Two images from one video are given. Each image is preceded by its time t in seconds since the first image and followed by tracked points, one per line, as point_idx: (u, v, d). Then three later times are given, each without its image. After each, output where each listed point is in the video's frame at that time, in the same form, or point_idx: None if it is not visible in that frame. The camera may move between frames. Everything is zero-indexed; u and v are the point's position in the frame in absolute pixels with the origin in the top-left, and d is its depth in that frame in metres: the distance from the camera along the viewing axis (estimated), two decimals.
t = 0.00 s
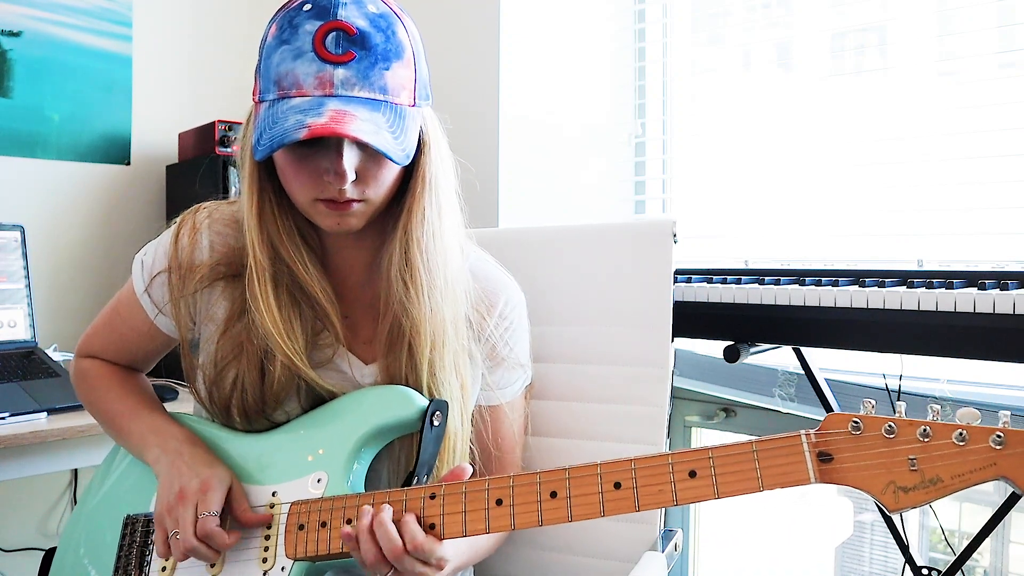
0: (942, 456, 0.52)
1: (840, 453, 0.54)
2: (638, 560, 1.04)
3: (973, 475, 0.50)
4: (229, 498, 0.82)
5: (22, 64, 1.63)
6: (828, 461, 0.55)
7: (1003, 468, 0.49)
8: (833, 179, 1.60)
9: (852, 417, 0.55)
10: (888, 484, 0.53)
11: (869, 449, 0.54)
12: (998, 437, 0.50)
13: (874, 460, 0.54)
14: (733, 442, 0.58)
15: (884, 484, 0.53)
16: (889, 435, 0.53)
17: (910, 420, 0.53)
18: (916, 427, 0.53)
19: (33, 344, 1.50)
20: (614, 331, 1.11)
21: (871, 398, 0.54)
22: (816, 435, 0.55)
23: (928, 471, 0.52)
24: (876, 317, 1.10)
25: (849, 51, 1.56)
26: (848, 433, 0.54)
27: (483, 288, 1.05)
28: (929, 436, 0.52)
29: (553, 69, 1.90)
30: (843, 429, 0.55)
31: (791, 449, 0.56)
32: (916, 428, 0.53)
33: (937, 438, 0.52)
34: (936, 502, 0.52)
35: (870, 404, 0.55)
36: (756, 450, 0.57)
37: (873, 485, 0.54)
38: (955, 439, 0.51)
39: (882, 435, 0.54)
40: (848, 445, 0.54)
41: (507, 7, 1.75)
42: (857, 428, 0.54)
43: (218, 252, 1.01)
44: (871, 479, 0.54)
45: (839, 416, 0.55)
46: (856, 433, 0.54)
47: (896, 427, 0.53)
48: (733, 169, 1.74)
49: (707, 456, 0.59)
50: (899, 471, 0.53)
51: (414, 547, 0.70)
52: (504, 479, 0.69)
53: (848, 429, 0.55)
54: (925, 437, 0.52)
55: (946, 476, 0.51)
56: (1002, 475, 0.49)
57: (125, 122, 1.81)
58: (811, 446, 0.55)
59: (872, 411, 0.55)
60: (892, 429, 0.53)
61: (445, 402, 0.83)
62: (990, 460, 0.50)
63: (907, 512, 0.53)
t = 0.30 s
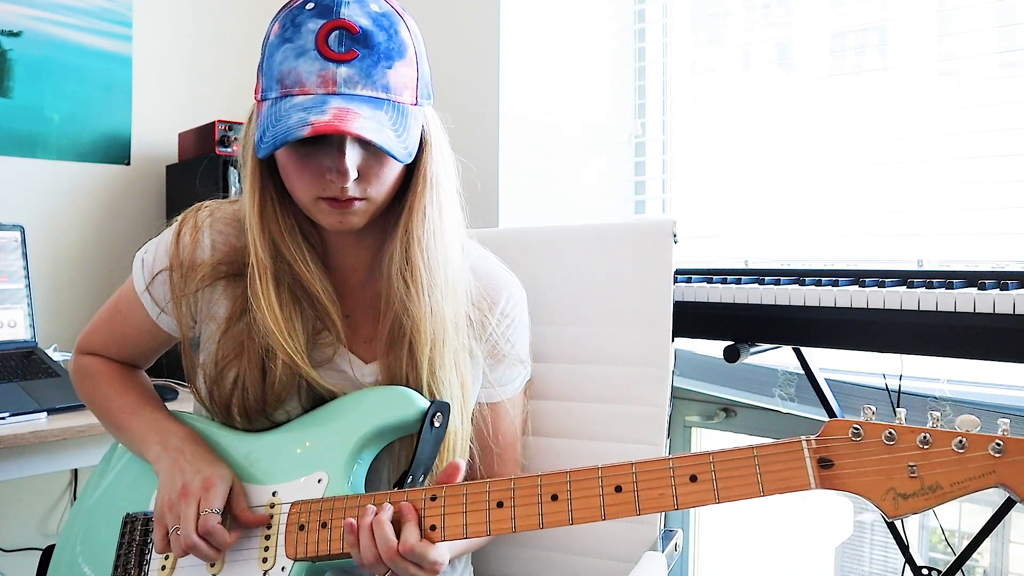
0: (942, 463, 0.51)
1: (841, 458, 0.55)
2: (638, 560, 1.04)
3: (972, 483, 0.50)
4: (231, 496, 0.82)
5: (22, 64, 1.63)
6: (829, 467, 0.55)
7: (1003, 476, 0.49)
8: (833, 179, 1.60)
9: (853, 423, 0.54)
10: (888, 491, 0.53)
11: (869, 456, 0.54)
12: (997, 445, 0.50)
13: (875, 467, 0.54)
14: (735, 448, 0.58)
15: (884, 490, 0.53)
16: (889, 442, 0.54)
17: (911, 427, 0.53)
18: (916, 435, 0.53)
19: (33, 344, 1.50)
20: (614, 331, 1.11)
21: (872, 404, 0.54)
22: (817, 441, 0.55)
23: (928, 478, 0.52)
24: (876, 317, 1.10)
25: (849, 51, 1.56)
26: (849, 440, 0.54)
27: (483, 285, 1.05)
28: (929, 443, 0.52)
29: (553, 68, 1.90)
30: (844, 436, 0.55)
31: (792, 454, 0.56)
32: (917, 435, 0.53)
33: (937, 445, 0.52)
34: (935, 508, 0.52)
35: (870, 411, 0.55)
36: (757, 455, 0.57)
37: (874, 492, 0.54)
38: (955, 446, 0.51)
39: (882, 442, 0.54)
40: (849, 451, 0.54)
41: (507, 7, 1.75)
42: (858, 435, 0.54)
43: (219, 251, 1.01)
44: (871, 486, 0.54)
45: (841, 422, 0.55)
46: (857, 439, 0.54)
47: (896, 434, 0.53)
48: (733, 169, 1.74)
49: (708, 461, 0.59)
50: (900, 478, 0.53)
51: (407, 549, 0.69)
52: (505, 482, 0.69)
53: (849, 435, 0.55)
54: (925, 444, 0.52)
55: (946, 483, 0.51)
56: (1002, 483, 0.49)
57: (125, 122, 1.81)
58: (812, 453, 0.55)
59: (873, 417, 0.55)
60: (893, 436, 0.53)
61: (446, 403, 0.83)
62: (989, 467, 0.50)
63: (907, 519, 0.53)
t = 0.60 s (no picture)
0: (950, 469, 0.50)
1: (844, 461, 0.54)
2: (637, 560, 1.04)
3: (980, 490, 0.49)
4: (229, 493, 0.82)
5: (22, 64, 1.63)
6: (829, 472, 0.54)
7: (1015, 483, 0.48)
8: (833, 179, 1.59)
9: (856, 426, 0.54)
10: (893, 498, 0.52)
11: (875, 460, 0.53)
12: (1010, 450, 0.48)
13: (881, 472, 0.53)
14: (729, 451, 0.58)
15: (888, 497, 0.53)
16: (894, 445, 0.53)
17: (918, 431, 0.52)
18: (923, 439, 0.52)
19: (33, 344, 1.50)
20: (613, 332, 1.11)
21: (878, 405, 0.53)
22: (817, 443, 0.55)
23: (935, 484, 0.51)
24: (876, 317, 1.10)
25: (849, 51, 1.56)
26: (853, 443, 0.54)
27: (483, 286, 1.05)
28: (936, 447, 0.51)
29: (553, 69, 1.90)
30: (848, 439, 0.54)
31: (792, 459, 0.55)
32: (923, 439, 0.52)
33: (946, 450, 0.51)
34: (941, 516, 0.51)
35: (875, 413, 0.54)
36: (754, 458, 0.56)
37: (876, 497, 0.53)
38: (964, 451, 0.50)
39: (887, 445, 0.53)
40: (853, 455, 0.54)
41: (507, 7, 1.75)
42: (861, 438, 0.53)
43: (221, 249, 1.01)
44: (876, 492, 0.53)
45: (843, 424, 0.54)
46: (860, 443, 0.54)
47: (902, 437, 0.53)
48: (733, 169, 1.73)
49: (701, 465, 0.59)
50: (904, 484, 0.52)
51: (396, 552, 0.69)
52: (496, 485, 0.69)
53: (852, 438, 0.54)
54: (933, 448, 0.51)
55: (954, 490, 0.50)
56: (1015, 490, 0.48)
57: (125, 122, 1.81)
58: (811, 455, 0.55)
59: (878, 420, 0.55)
60: (898, 440, 0.53)
61: (441, 402, 0.82)
62: (1002, 474, 0.49)
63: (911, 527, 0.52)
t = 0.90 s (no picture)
0: (946, 489, 0.50)
1: (842, 480, 0.53)
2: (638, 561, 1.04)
3: (975, 511, 0.49)
4: (226, 493, 0.82)
5: (22, 64, 1.63)
6: (826, 489, 0.54)
7: (1012, 505, 0.48)
8: (832, 179, 1.59)
9: (854, 443, 0.53)
10: (889, 516, 0.52)
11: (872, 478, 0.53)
12: (1008, 472, 0.48)
13: (876, 491, 0.53)
14: (726, 467, 0.58)
15: (884, 515, 0.52)
16: (891, 464, 0.52)
17: (915, 449, 0.52)
18: (921, 457, 0.51)
19: (33, 344, 1.50)
20: (614, 333, 1.11)
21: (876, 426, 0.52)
22: (815, 460, 0.54)
23: (932, 504, 0.51)
24: (876, 317, 1.10)
25: (849, 51, 1.56)
26: (850, 461, 0.53)
27: (490, 296, 1.05)
28: (934, 467, 0.51)
29: (553, 69, 1.90)
30: (845, 456, 0.54)
31: (790, 475, 0.55)
32: (921, 459, 0.51)
33: (943, 469, 0.50)
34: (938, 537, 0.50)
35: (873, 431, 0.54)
36: (753, 474, 0.56)
37: (873, 516, 0.53)
38: (962, 471, 0.50)
39: (886, 464, 0.53)
40: (848, 472, 0.53)
41: (507, 7, 1.75)
42: (859, 455, 0.53)
43: (220, 253, 1.01)
44: (872, 510, 0.53)
45: (842, 442, 0.54)
46: (858, 460, 0.53)
47: (899, 456, 0.52)
48: (733, 169, 1.74)
49: (700, 477, 0.59)
50: (901, 503, 0.52)
51: (394, 554, 0.69)
52: (495, 493, 0.69)
53: (850, 456, 0.53)
54: (930, 468, 0.51)
55: (950, 510, 0.50)
56: (1011, 512, 0.48)
57: (125, 122, 1.81)
58: (810, 472, 0.54)
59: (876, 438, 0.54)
60: (896, 458, 0.52)
61: (440, 408, 0.83)
62: (999, 496, 0.48)
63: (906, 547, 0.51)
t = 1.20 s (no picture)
0: (975, 551, 0.50)
1: (863, 530, 0.54)
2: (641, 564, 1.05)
3: None
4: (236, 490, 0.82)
5: (22, 64, 1.63)
6: (849, 542, 0.54)
7: None
8: (832, 179, 1.60)
9: (880, 497, 0.54)
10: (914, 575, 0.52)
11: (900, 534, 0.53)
12: None
13: (902, 547, 0.53)
14: (750, 509, 0.58)
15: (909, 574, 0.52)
16: (919, 520, 0.53)
17: (944, 508, 0.52)
18: (951, 516, 0.51)
19: (33, 344, 1.50)
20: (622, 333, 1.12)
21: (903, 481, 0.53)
22: (840, 512, 0.55)
23: (957, 565, 0.51)
24: (876, 317, 1.10)
25: (850, 51, 1.56)
26: (877, 515, 0.54)
27: (518, 309, 1.03)
28: (963, 527, 0.51)
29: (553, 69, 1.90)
30: (871, 509, 0.54)
31: (813, 524, 0.56)
32: (951, 519, 0.51)
33: (973, 531, 0.51)
34: None
35: (901, 486, 0.54)
36: (775, 519, 0.57)
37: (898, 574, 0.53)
38: (992, 535, 0.50)
39: (913, 520, 0.53)
40: (872, 526, 0.54)
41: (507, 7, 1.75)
42: (886, 509, 0.53)
43: (242, 253, 1.00)
44: (895, 568, 0.53)
45: (869, 494, 0.55)
46: (885, 514, 0.53)
47: (927, 513, 0.52)
48: (733, 169, 1.74)
49: (721, 518, 0.59)
50: (926, 562, 0.52)
51: (406, 566, 0.68)
52: (510, 517, 0.70)
53: (877, 509, 0.54)
54: (959, 527, 0.51)
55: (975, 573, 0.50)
56: None
57: (125, 122, 1.81)
58: (834, 523, 0.55)
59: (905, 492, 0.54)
60: (923, 515, 0.52)
61: (459, 422, 0.83)
62: None
63: None
